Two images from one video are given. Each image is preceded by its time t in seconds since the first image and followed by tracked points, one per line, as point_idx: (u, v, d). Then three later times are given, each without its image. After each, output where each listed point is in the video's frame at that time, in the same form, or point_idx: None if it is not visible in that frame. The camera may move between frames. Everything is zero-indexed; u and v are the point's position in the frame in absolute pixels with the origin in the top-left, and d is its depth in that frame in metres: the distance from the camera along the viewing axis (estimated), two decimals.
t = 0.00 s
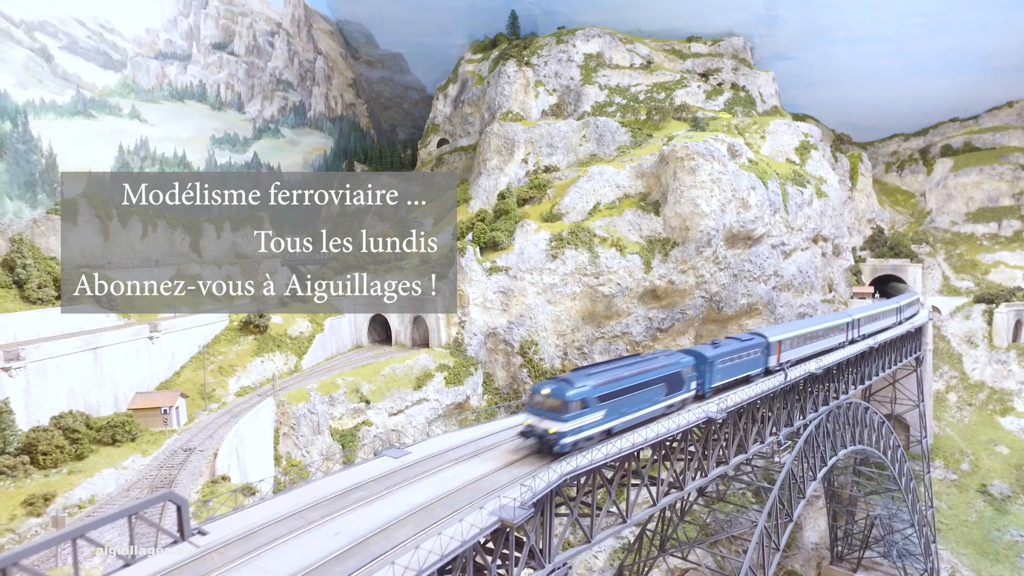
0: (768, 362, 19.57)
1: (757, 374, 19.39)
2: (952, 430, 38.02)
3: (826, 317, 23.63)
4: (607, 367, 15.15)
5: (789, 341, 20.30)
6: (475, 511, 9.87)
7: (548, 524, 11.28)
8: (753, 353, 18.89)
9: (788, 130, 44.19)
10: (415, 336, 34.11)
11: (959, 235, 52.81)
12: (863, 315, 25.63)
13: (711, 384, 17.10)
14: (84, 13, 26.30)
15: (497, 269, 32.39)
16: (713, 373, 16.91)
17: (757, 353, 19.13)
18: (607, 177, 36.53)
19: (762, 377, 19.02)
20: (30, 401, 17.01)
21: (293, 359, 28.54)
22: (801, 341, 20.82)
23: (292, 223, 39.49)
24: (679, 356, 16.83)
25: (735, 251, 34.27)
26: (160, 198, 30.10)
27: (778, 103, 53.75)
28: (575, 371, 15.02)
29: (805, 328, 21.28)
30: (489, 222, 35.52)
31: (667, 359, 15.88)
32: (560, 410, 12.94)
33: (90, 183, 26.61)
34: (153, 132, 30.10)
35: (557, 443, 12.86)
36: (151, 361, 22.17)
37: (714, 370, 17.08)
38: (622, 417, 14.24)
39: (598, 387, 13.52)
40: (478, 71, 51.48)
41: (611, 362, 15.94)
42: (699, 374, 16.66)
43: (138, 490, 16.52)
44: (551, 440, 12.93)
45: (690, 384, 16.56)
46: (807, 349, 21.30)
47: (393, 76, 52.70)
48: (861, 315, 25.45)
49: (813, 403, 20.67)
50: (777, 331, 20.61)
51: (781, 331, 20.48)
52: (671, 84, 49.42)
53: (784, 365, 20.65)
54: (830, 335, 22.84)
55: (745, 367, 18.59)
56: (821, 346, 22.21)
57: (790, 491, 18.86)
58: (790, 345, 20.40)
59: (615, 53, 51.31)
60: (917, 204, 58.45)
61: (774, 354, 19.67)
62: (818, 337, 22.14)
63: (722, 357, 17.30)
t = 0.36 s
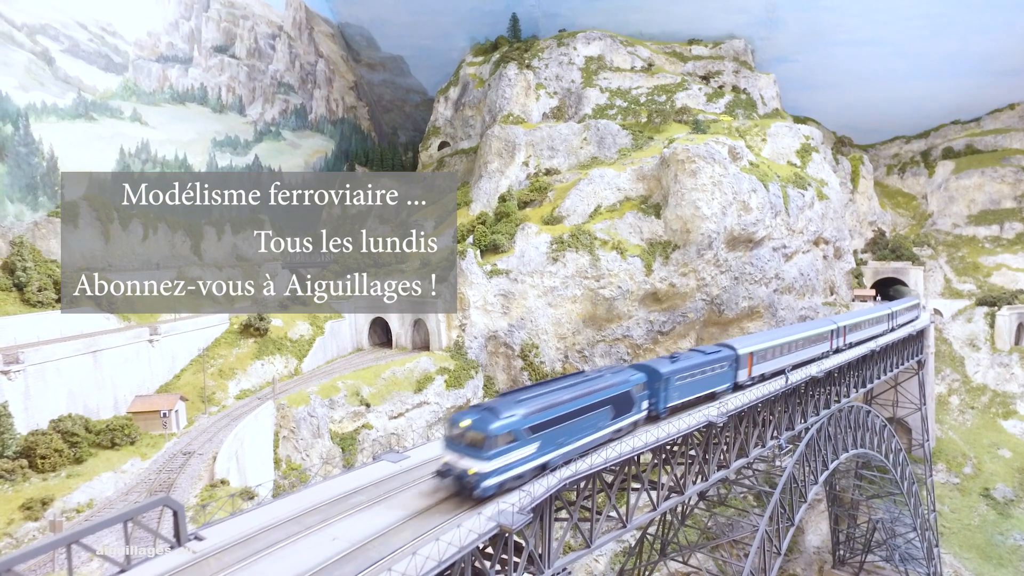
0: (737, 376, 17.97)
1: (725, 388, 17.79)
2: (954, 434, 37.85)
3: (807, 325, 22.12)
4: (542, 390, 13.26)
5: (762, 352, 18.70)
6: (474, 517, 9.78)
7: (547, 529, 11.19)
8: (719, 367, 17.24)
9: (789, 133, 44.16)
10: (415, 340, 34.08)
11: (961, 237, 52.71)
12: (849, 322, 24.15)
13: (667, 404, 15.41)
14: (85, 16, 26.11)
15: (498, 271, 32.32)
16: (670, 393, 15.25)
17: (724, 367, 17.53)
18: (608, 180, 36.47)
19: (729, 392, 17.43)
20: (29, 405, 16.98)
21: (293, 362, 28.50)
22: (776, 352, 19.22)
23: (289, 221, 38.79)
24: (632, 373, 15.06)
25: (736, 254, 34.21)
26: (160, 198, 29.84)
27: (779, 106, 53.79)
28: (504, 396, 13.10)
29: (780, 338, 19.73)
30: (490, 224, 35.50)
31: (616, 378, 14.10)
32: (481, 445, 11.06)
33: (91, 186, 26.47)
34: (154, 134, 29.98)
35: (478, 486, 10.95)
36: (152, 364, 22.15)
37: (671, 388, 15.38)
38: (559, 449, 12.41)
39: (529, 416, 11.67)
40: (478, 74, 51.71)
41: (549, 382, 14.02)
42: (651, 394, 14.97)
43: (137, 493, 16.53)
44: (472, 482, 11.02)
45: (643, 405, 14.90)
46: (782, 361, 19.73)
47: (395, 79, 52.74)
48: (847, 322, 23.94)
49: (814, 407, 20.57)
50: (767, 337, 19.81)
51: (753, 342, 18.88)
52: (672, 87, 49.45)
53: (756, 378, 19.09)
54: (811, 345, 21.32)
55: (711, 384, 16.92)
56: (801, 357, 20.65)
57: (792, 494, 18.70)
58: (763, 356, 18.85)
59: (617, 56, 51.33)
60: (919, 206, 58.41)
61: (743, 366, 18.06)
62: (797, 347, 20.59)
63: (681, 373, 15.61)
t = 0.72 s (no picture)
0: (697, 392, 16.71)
1: (683, 406, 16.48)
2: (957, 437, 37.71)
3: (784, 334, 20.81)
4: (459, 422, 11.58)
5: (727, 366, 17.39)
6: (473, 521, 9.76)
7: (547, 533, 11.16)
8: (676, 385, 15.90)
9: (790, 135, 44.15)
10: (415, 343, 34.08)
11: (963, 240, 52.67)
12: (834, 329, 22.85)
13: (613, 428, 14.07)
14: (87, 19, 25.29)
15: (499, 274, 32.26)
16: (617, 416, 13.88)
17: (681, 384, 16.21)
18: (609, 183, 36.48)
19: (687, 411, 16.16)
20: (30, 408, 16.96)
21: (293, 365, 28.48)
22: (743, 366, 17.91)
23: (289, 222, 38.35)
24: (570, 396, 13.51)
25: (737, 257, 34.18)
26: (160, 198, 29.55)
27: (780, 108, 53.80)
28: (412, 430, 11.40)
29: (749, 350, 18.42)
30: (490, 227, 35.41)
31: (550, 405, 12.53)
32: (374, 499, 9.45)
33: (92, 190, 25.99)
34: (156, 138, 29.37)
35: (369, 549, 9.25)
36: (153, 367, 22.17)
37: (618, 411, 14.00)
38: (478, 493, 10.90)
39: (436, 460, 10.08)
40: (480, 77, 52.32)
41: (470, 411, 12.33)
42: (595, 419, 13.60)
43: (137, 497, 16.60)
44: (360, 545, 9.34)
45: (585, 431, 13.52)
46: (752, 375, 18.44)
47: (396, 81, 52.71)
48: (831, 329, 22.60)
49: (815, 410, 20.49)
50: (734, 349, 18.41)
51: (718, 355, 17.56)
52: (673, 89, 49.46)
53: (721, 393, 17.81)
54: (788, 356, 20.01)
55: (664, 404, 15.59)
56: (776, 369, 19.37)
57: (794, 498, 18.56)
58: (729, 371, 17.54)
59: (618, 58, 51.35)
60: (921, 208, 58.44)
61: (704, 382, 16.76)
62: (771, 359, 19.29)
63: (627, 394, 14.15)
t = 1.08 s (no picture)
0: (650, 410, 14.95)
1: (634, 428, 14.72)
2: (958, 440, 37.65)
3: (755, 345, 19.13)
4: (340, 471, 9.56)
5: (686, 382, 15.65)
6: (471, 524, 9.80)
7: (545, 536, 11.20)
8: (624, 406, 14.12)
9: (791, 138, 44.16)
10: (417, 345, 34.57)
11: (964, 242, 52.71)
12: (814, 339, 21.33)
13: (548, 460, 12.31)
14: (89, 23, 24.75)
15: (499, 277, 32.26)
16: (551, 448, 12.09)
17: (633, 404, 14.46)
18: (609, 186, 36.59)
19: (638, 434, 14.43)
20: (33, 410, 16.96)
21: (295, 367, 28.68)
22: (705, 381, 16.19)
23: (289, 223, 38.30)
24: (493, 426, 11.65)
25: (738, 260, 34.20)
26: (160, 199, 29.09)
27: (780, 111, 53.93)
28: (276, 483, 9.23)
29: (713, 362, 16.70)
30: (491, 230, 35.54)
31: (463, 440, 10.66)
32: None
33: (95, 193, 25.46)
34: (157, 141, 28.93)
35: None
36: (154, 369, 22.21)
37: (553, 441, 12.22)
38: (364, 558, 8.86)
39: (304, 525, 8.02)
40: (481, 80, 53.34)
41: (362, 454, 10.28)
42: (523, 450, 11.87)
43: (138, 500, 16.65)
44: None
45: (511, 467, 11.75)
46: (715, 391, 16.74)
47: (397, 84, 52.71)
48: (810, 339, 21.02)
49: (815, 412, 20.47)
50: (697, 360, 16.63)
51: (675, 369, 15.72)
52: (673, 92, 49.58)
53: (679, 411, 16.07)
54: (757, 369, 18.38)
55: (610, 427, 13.81)
56: (742, 383, 17.72)
57: (794, 500, 18.54)
58: (688, 387, 15.80)
59: (618, 62, 51.57)
60: (921, 211, 58.54)
61: (659, 400, 15.01)
62: (738, 372, 17.63)
63: (564, 421, 12.35)
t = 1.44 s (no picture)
0: (588, 430, 13.81)
1: (571, 451, 13.58)
2: (959, 441, 37.59)
3: (717, 353, 17.96)
4: (230, 513, 8.42)
5: (632, 397, 14.51)
6: (467, 520, 9.85)
7: (541, 533, 11.23)
8: (556, 429, 12.94)
9: (791, 140, 44.24)
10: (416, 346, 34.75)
11: (964, 244, 52.71)
12: (789, 346, 20.20)
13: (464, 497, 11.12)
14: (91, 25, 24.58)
15: (499, 278, 32.30)
16: (464, 483, 10.89)
17: (568, 423, 13.33)
18: (609, 188, 36.62)
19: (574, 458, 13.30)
20: (35, 410, 16.98)
21: (295, 368, 28.83)
22: (653, 396, 15.06)
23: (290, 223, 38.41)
24: (394, 463, 10.45)
25: (738, 261, 34.21)
26: (160, 199, 29.01)
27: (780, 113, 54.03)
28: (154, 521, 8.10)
29: (664, 374, 15.56)
30: (491, 232, 35.73)
31: (344, 487, 9.34)
32: None
33: (97, 194, 25.33)
34: (159, 143, 28.77)
35: None
36: (154, 369, 22.19)
37: (468, 476, 11.02)
38: None
39: None
40: (482, 82, 53.65)
41: (208, 511, 8.56)
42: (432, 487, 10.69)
43: (137, 499, 16.94)
44: None
45: (415, 510, 10.43)
46: (666, 407, 15.61)
47: (398, 86, 52.83)
48: (783, 347, 19.87)
49: (814, 413, 20.44)
50: (646, 372, 15.48)
51: (620, 383, 14.63)
52: (674, 94, 49.71)
53: (625, 429, 14.96)
54: (716, 382, 17.24)
55: (541, 453, 12.65)
56: (697, 398, 16.57)
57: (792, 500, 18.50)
58: (635, 403, 14.66)
59: (618, 64, 51.69)
60: (922, 213, 58.58)
61: (599, 418, 13.90)
62: (695, 384, 16.51)
63: (480, 451, 11.16)
